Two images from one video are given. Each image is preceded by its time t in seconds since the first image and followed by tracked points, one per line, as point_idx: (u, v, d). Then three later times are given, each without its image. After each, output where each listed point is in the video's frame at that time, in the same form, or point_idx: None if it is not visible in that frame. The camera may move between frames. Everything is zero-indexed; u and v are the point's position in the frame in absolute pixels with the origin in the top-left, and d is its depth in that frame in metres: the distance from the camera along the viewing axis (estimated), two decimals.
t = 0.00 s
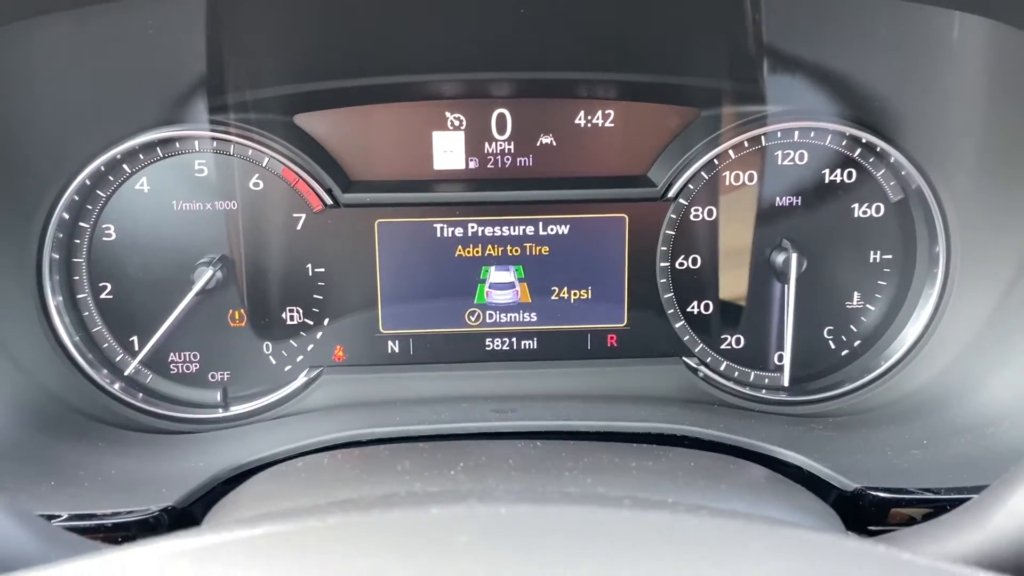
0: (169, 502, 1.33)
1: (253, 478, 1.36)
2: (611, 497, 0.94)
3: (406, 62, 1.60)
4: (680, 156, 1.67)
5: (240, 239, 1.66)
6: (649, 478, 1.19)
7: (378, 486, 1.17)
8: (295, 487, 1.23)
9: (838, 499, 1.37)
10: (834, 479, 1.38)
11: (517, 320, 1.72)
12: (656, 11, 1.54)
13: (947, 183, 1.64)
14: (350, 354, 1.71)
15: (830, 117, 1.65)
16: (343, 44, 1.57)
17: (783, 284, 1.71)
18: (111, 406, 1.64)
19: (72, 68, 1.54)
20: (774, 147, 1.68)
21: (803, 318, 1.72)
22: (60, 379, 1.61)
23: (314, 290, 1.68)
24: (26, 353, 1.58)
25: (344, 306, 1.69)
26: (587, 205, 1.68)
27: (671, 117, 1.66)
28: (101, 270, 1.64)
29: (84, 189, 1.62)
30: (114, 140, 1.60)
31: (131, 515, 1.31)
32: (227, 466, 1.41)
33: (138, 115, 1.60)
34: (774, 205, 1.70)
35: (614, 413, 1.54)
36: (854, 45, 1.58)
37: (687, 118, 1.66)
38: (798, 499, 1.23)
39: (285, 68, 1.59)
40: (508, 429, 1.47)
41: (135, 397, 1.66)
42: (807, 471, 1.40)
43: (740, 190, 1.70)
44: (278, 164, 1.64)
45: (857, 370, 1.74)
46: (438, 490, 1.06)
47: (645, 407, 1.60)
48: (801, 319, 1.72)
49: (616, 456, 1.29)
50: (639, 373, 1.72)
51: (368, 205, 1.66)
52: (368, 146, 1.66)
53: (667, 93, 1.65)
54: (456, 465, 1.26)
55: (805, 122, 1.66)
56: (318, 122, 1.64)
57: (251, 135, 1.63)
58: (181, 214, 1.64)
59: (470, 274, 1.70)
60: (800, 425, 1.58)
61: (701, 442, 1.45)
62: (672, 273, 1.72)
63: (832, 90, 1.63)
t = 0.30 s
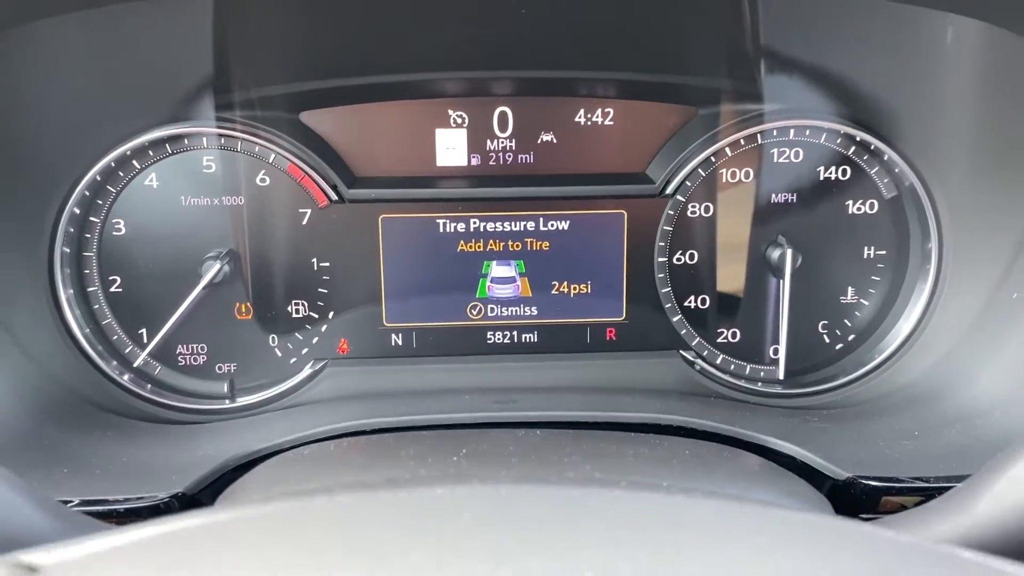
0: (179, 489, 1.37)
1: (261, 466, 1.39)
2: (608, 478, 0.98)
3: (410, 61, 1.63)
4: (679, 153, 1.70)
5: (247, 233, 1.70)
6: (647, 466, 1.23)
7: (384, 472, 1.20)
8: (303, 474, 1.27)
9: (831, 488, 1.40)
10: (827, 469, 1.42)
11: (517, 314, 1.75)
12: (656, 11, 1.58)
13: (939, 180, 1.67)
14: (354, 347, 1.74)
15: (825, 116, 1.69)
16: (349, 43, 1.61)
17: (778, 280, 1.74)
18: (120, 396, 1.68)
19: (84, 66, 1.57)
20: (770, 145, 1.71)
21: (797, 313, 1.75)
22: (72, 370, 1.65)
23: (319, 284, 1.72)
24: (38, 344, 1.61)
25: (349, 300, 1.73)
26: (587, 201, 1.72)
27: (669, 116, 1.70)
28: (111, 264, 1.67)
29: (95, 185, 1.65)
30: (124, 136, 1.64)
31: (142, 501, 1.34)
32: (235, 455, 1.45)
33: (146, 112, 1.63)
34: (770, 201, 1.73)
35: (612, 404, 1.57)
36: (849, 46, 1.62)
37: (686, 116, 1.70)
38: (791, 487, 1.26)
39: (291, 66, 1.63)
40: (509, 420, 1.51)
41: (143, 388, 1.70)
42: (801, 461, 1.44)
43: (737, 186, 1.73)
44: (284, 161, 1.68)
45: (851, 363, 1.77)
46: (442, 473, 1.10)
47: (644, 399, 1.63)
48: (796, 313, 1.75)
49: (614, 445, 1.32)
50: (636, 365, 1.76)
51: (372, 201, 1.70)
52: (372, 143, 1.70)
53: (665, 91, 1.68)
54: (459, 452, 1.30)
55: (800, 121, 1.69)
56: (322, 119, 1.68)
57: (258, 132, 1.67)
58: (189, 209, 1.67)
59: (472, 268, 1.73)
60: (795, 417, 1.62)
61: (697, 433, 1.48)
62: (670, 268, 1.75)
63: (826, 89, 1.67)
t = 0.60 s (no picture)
0: (192, 464, 1.41)
1: (273, 442, 1.44)
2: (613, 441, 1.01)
3: (417, 50, 1.68)
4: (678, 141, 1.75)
5: (254, 219, 1.74)
6: (646, 438, 1.27)
7: (391, 442, 1.25)
8: (314, 447, 1.31)
9: (825, 465, 1.45)
10: (821, 446, 1.46)
11: (521, 299, 1.79)
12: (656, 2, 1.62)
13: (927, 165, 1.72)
14: (361, 330, 1.79)
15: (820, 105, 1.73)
16: (357, 32, 1.65)
17: (775, 265, 1.78)
18: (132, 377, 1.72)
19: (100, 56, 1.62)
20: (767, 133, 1.76)
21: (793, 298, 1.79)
22: (87, 351, 1.70)
23: (326, 269, 1.76)
24: (54, 324, 1.66)
25: (356, 284, 1.77)
26: (589, 188, 1.76)
27: (669, 105, 1.74)
28: (124, 249, 1.71)
29: (109, 171, 1.69)
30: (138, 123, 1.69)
31: (157, 475, 1.39)
32: (247, 432, 1.49)
33: (162, 100, 1.68)
34: (767, 188, 1.77)
35: (613, 385, 1.62)
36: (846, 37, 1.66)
37: (686, 105, 1.75)
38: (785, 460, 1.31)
39: (300, 55, 1.67)
40: (513, 399, 1.55)
41: (155, 369, 1.74)
42: (796, 440, 1.48)
43: (735, 173, 1.77)
44: (293, 148, 1.72)
45: (846, 347, 1.81)
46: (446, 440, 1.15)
47: (643, 381, 1.68)
48: (793, 298, 1.79)
49: (615, 420, 1.37)
50: (636, 349, 1.80)
51: (379, 187, 1.74)
52: (379, 131, 1.74)
53: (665, 81, 1.73)
54: (464, 425, 1.34)
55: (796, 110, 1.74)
56: (331, 107, 1.72)
57: (268, 120, 1.71)
58: (200, 194, 1.71)
59: (476, 254, 1.77)
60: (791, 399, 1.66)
61: (695, 412, 1.52)
62: (669, 254, 1.80)
63: (823, 79, 1.71)
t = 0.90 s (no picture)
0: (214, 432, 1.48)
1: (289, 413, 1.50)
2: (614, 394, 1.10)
3: (428, 39, 1.74)
4: (678, 128, 1.81)
5: (268, 201, 1.80)
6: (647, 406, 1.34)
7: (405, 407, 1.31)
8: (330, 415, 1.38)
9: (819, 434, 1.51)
10: (815, 417, 1.52)
11: (526, 280, 1.85)
12: None
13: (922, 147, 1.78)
14: (373, 310, 1.85)
15: (816, 92, 1.80)
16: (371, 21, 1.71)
17: (772, 248, 1.83)
18: (151, 353, 1.79)
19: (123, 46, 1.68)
20: (765, 120, 1.82)
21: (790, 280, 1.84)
22: (108, 326, 1.77)
23: (338, 250, 1.82)
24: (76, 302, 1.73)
25: (367, 265, 1.83)
26: (593, 172, 1.82)
27: (670, 92, 1.80)
28: (143, 230, 1.77)
29: (129, 153, 1.76)
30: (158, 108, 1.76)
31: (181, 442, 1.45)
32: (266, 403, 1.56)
33: (182, 86, 1.75)
34: (765, 173, 1.83)
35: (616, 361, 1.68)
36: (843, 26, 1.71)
37: (687, 93, 1.81)
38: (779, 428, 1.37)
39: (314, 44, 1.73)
40: (521, 372, 1.63)
41: (173, 346, 1.80)
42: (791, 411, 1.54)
43: (734, 157, 1.83)
44: (307, 132, 1.79)
45: (841, 327, 1.86)
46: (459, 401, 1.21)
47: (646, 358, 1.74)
48: (791, 280, 1.84)
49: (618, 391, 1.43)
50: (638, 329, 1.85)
51: (390, 170, 1.80)
52: (390, 117, 1.80)
53: (667, 69, 1.79)
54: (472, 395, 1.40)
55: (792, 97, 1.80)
56: (344, 94, 1.79)
57: (283, 105, 1.77)
58: (218, 177, 1.78)
59: (484, 236, 1.83)
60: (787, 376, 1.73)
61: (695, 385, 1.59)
62: (671, 237, 1.85)
63: (819, 67, 1.77)
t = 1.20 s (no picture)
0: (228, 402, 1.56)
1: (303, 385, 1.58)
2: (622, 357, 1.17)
3: (435, 28, 1.81)
4: (677, 115, 1.88)
5: (281, 186, 1.86)
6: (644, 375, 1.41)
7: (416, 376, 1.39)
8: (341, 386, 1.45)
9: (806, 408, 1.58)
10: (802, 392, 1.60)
11: (529, 263, 1.91)
12: None
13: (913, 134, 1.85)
14: (381, 290, 1.92)
15: (809, 81, 1.86)
16: (380, 10, 1.78)
17: (767, 232, 1.89)
18: (167, 332, 1.86)
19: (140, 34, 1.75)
20: (761, 108, 1.88)
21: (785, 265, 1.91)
22: (126, 305, 1.84)
23: (348, 233, 1.89)
24: (96, 281, 1.81)
25: (376, 248, 1.90)
26: (594, 158, 1.88)
27: (669, 80, 1.87)
28: (161, 213, 1.84)
29: (149, 141, 1.84)
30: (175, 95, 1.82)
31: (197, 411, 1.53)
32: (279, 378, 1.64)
33: (197, 73, 1.82)
34: (761, 160, 1.89)
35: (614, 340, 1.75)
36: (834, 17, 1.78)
37: (684, 82, 1.87)
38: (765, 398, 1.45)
39: (324, 32, 1.80)
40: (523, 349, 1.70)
41: (189, 325, 1.87)
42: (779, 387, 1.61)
43: (731, 144, 1.90)
44: (319, 119, 1.86)
45: (834, 309, 1.93)
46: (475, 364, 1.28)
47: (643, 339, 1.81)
48: (785, 263, 1.91)
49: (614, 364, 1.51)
50: (637, 310, 1.93)
51: (398, 155, 1.87)
52: (399, 104, 1.87)
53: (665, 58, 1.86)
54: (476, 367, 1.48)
55: (786, 86, 1.87)
56: (355, 82, 1.86)
57: (298, 93, 1.85)
58: (233, 162, 1.85)
59: (489, 220, 1.89)
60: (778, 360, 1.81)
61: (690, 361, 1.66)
62: (669, 221, 1.92)
63: (812, 57, 1.84)
